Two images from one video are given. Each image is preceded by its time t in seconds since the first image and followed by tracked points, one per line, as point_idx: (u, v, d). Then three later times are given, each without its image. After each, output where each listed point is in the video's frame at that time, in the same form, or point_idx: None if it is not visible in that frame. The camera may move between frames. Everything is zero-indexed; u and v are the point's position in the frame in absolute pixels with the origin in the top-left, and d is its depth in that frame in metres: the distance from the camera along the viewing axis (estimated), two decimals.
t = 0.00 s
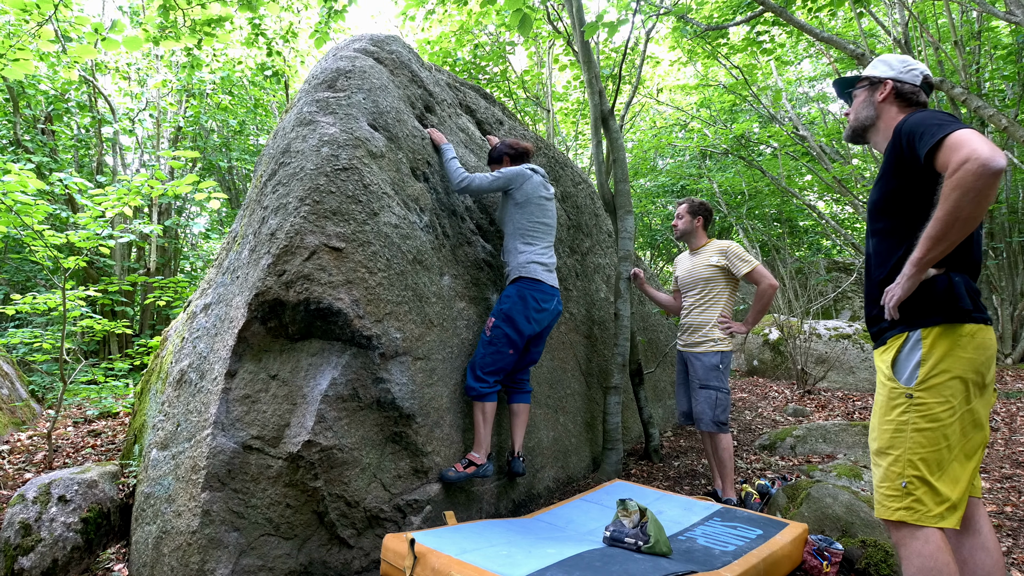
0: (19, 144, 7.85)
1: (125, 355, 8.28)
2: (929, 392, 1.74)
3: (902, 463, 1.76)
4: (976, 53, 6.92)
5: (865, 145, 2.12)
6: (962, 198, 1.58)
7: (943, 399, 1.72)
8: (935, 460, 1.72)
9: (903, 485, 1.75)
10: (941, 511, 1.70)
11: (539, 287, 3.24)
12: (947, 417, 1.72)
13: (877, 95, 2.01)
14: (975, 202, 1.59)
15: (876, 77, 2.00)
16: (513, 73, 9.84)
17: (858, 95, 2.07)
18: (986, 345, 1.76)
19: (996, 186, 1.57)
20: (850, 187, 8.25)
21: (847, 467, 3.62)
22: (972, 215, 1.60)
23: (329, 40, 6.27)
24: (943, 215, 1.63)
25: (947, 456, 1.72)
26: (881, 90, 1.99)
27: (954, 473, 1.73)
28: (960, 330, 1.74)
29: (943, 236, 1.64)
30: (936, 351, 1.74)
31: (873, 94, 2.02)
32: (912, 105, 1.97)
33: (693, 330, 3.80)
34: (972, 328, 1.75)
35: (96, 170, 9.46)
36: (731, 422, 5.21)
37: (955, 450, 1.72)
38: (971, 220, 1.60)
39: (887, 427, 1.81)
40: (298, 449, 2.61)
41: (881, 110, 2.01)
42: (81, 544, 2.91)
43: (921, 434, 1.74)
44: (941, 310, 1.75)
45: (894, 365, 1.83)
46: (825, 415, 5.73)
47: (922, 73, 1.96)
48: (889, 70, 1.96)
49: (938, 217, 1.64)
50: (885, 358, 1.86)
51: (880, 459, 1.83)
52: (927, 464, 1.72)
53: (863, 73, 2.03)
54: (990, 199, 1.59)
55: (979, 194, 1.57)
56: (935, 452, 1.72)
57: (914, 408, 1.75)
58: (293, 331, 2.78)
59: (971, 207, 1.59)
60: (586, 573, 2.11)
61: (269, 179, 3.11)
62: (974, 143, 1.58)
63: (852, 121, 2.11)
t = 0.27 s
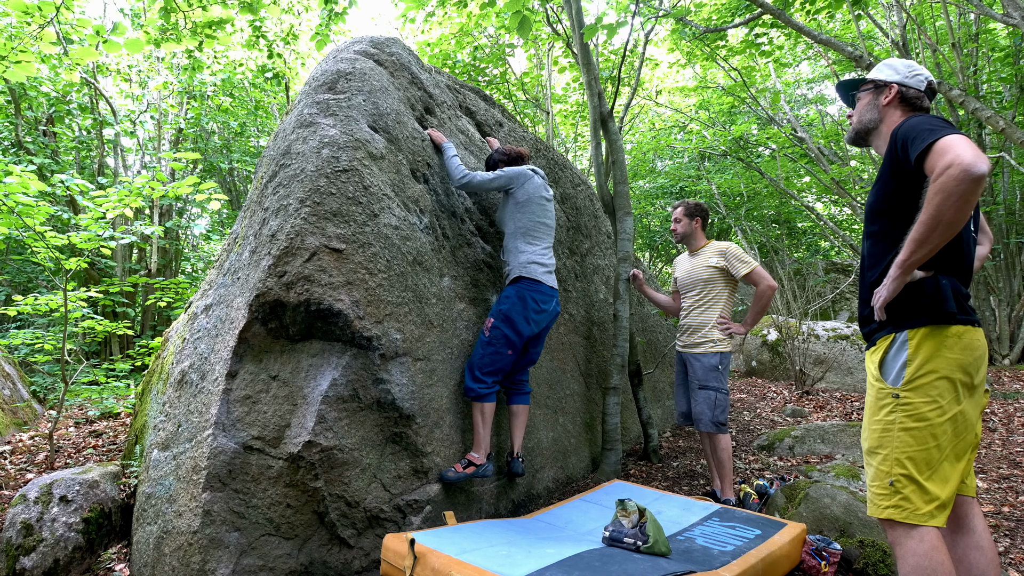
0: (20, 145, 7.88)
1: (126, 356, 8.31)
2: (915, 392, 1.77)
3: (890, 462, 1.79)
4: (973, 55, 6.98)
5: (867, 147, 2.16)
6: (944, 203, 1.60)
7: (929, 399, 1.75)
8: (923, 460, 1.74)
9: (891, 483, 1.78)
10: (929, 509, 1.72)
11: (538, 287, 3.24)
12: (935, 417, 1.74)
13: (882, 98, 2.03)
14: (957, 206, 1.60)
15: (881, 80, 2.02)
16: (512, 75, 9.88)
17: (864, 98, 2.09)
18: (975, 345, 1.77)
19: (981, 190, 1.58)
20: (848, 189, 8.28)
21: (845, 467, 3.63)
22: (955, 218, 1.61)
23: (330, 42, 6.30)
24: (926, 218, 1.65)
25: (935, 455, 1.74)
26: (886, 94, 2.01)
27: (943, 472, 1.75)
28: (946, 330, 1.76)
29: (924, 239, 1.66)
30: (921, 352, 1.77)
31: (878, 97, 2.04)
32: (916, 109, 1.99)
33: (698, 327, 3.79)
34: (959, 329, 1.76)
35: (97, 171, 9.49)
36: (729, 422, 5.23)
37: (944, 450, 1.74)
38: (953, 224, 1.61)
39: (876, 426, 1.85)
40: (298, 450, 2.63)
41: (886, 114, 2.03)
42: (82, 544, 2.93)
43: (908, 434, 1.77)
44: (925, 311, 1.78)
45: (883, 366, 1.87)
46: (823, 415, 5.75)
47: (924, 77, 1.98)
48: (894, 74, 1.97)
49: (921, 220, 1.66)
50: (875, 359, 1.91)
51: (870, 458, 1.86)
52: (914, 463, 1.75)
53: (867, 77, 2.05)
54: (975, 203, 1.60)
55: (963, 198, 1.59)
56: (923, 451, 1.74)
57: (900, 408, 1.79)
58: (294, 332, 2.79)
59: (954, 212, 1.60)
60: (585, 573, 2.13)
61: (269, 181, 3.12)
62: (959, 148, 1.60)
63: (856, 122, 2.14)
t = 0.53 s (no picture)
0: (21, 146, 7.90)
1: (127, 356, 8.34)
2: (848, 392, 1.85)
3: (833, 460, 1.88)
4: (972, 57, 7.04)
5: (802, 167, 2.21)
6: (828, 228, 1.73)
7: (862, 398, 1.82)
8: (860, 456, 1.81)
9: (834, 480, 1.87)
10: (866, 504, 1.80)
11: (564, 306, 3.13)
12: (869, 416, 1.80)
13: (788, 121, 2.13)
14: (843, 228, 1.73)
15: (780, 108, 2.14)
16: (512, 76, 9.91)
17: (775, 127, 2.21)
18: (907, 344, 1.81)
19: (855, 209, 1.71)
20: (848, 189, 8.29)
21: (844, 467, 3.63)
22: (844, 239, 1.74)
23: (330, 43, 6.30)
24: (822, 243, 1.78)
25: (873, 452, 1.80)
26: (789, 117, 2.13)
27: (883, 468, 1.80)
28: (874, 331, 1.83)
29: (826, 260, 1.79)
30: (851, 354, 1.86)
31: (786, 121, 2.15)
32: (824, 121, 2.07)
33: (660, 333, 3.83)
34: (889, 328, 1.82)
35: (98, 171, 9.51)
36: (728, 423, 5.24)
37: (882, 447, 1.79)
38: (843, 244, 1.74)
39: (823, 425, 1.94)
40: (299, 450, 2.63)
41: (799, 134, 2.12)
42: (83, 544, 2.93)
43: (844, 432, 1.85)
44: (854, 315, 1.86)
45: (827, 368, 1.97)
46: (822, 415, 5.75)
47: (817, 89, 2.08)
48: (786, 100, 2.10)
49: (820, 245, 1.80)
50: (822, 362, 2.00)
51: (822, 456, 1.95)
52: (851, 460, 1.82)
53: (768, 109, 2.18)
54: (856, 221, 1.72)
55: (842, 221, 1.72)
56: (858, 449, 1.81)
57: (837, 408, 1.88)
58: (294, 332, 2.79)
59: (840, 233, 1.73)
60: (584, 572, 2.14)
61: (270, 181, 3.12)
62: (833, 175, 1.74)
63: (780, 148, 2.22)
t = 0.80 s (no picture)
0: (22, 146, 7.91)
1: (127, 356, 8.34)
2: (837, 393, 1.99)
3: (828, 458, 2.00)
4: (972, 57, 7.05)
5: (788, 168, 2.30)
6: (800, 235, 1.85)
7: (852, 398, 1.95)
8: (854, 453, 1.93)
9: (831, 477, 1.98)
10: (864, 498, 1.90)
11: (568, 306, 3.13)
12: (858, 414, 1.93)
13: (773, 126, 2.22)
14: (814, 233, 1.84)
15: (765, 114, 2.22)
16: (512, 76, 9.91)
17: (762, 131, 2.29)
18: (892, 345, 1.95)
19: (823, 216, 1.81)
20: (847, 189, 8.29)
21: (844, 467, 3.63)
22: (816, 244, 1.85)
23: (330, 43, 6.30)
24: (796, 248, 1.90)
25: (866, 448, 1.91)
26: (774, 121, 2.21)
27: (877, 463, 1.91)
28: (859, 334, 1.97)
29: (802, 265, 1.91)
30: (839, 357, 2.00)
31: (771, 126, 2.24)
32: (805, 126, 2.16)
33: (661, 333, 3.82)
34: (873, 331, 1.96)
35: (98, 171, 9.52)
36: (728, 423, 5.24)
37: (873, 443, 1.91)
38: (815, 248, 1.85)
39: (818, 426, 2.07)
40: (298, 450, 2.63)
41: (781, 137, 2.20)
42: (83, 544, 2.93)
43: (836, 430, 1.97)
44: (838, 320, 2.00)
45: (818, 372, 2.11)
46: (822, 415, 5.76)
47: (803, 96, 2.18)
48: (772, 107, 2.19)
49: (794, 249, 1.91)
50: (814, 367, 2.14)
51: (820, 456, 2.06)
52: (846, 457, 1.94)
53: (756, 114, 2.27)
54: (825, 227, 1.83)
55: (812, 228, 1.83)
56: (852, 446, 1.93)
57: (828, 409, 2.01)
58: (294, 332, 2.79)
59: (811, 239, 1.84)
60: (584, 573, 2.13)
61: (269, 182, 3.12)
62: (803, 183, 1.84)
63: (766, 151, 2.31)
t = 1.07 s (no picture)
0: (22, 146, 7.92)
1: (127, 356, 8.35)
2: (829, 393, 2.03)
3: (822, 457, 2.02)
4: (972, 57, 7.05)
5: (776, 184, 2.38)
6: (786, 241, 1.92)
7: (842, 398, 1.98)
8: (846, 451, 1.95)
9: (824, 475, 2.00)
10: (857, 495, 1.91)
11: (574, 304, 3.13)
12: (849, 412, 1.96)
13: (761, 145, 2.30)
14: (798, 239, 1.92)
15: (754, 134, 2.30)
16: (512, 76, 9.92)
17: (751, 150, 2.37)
18: (882, 346, 1.98)
19: (807, 222, 1.89)
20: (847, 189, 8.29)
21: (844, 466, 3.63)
22: (801, 248, 1.92)
23: (330, 43, 6.30)
24: (784, 254, 1.97)
25: (857, 446, 1.94)
26: (762, 140, 2.29)
27: (869, 460, 1.93)
28: (849, 336, 2.01)
29: (790, 271, 1.98)
30: (830, 358, 2.04)
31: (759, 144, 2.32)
32: (792, 144, 2.23)
33: (664, 332, 3.82)
34: (862, 334, 1.99)
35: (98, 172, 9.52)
36: (728, 422, 5.24)
37: (865, 441, 1.93)
38: (800, 253, 1.93)
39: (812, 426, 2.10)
40: (299, 450, 2.63)
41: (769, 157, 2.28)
42: (83, 544, 2.93)
43: (828, 430, 2.00)
44: (828, 323, 2.05)
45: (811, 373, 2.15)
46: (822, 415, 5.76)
47: (791, 117, 2.27)
48: (761, 126, 2.27)
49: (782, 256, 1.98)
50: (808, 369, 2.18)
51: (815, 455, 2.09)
52: (838, 455, 1.96)
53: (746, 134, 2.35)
54: (809, 232, 1.90)
55: (796, 233, 1.90)
56: (844, 444, 1.96)
57: (820, 408, 2.04)
58: (294, 332, 2.79)
59: (796, 245, 1.92)
60: (584, 573, 2.13)
61: (269, 182, 3.12)
62: (785, 193, 1.93)
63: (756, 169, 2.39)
